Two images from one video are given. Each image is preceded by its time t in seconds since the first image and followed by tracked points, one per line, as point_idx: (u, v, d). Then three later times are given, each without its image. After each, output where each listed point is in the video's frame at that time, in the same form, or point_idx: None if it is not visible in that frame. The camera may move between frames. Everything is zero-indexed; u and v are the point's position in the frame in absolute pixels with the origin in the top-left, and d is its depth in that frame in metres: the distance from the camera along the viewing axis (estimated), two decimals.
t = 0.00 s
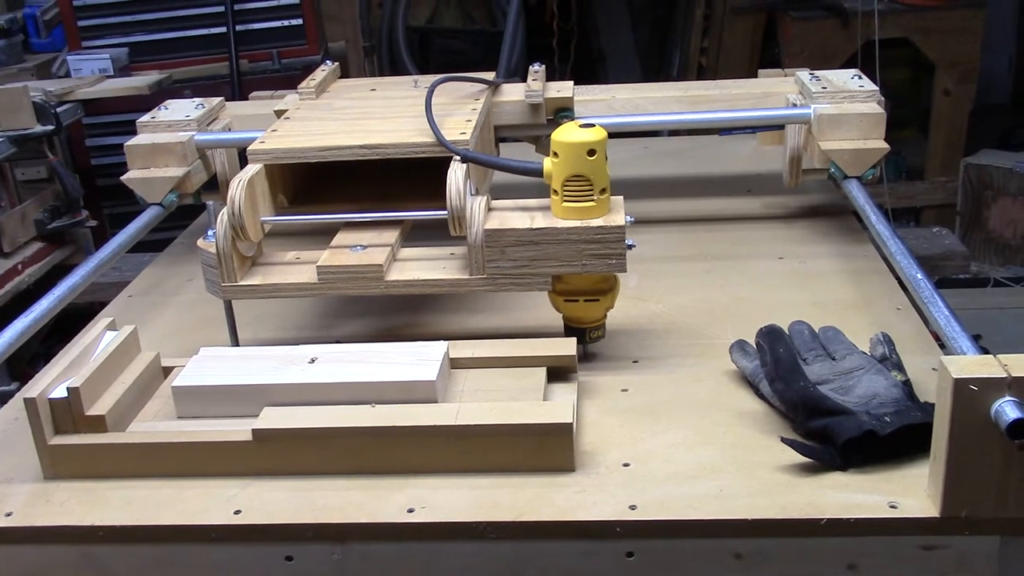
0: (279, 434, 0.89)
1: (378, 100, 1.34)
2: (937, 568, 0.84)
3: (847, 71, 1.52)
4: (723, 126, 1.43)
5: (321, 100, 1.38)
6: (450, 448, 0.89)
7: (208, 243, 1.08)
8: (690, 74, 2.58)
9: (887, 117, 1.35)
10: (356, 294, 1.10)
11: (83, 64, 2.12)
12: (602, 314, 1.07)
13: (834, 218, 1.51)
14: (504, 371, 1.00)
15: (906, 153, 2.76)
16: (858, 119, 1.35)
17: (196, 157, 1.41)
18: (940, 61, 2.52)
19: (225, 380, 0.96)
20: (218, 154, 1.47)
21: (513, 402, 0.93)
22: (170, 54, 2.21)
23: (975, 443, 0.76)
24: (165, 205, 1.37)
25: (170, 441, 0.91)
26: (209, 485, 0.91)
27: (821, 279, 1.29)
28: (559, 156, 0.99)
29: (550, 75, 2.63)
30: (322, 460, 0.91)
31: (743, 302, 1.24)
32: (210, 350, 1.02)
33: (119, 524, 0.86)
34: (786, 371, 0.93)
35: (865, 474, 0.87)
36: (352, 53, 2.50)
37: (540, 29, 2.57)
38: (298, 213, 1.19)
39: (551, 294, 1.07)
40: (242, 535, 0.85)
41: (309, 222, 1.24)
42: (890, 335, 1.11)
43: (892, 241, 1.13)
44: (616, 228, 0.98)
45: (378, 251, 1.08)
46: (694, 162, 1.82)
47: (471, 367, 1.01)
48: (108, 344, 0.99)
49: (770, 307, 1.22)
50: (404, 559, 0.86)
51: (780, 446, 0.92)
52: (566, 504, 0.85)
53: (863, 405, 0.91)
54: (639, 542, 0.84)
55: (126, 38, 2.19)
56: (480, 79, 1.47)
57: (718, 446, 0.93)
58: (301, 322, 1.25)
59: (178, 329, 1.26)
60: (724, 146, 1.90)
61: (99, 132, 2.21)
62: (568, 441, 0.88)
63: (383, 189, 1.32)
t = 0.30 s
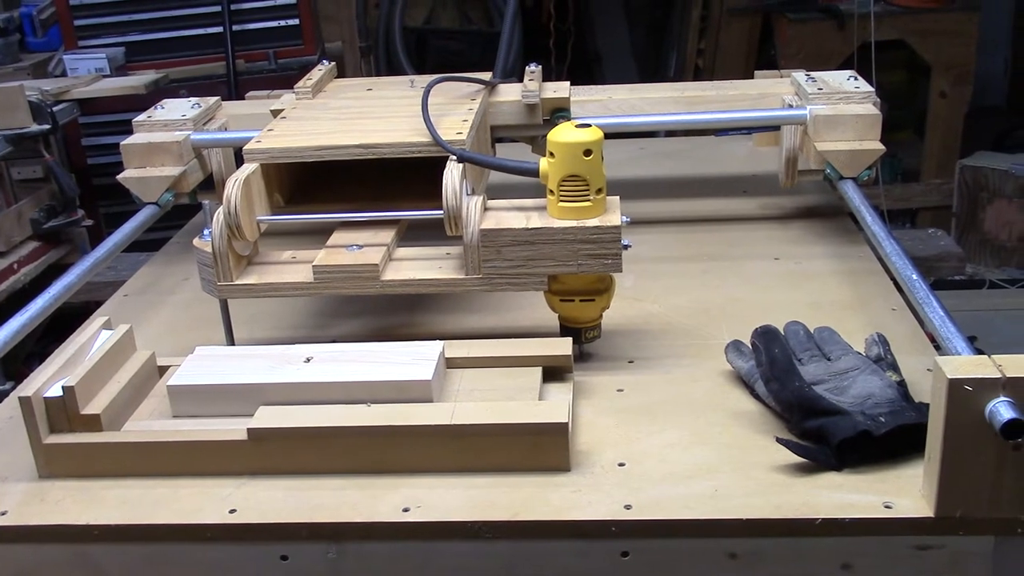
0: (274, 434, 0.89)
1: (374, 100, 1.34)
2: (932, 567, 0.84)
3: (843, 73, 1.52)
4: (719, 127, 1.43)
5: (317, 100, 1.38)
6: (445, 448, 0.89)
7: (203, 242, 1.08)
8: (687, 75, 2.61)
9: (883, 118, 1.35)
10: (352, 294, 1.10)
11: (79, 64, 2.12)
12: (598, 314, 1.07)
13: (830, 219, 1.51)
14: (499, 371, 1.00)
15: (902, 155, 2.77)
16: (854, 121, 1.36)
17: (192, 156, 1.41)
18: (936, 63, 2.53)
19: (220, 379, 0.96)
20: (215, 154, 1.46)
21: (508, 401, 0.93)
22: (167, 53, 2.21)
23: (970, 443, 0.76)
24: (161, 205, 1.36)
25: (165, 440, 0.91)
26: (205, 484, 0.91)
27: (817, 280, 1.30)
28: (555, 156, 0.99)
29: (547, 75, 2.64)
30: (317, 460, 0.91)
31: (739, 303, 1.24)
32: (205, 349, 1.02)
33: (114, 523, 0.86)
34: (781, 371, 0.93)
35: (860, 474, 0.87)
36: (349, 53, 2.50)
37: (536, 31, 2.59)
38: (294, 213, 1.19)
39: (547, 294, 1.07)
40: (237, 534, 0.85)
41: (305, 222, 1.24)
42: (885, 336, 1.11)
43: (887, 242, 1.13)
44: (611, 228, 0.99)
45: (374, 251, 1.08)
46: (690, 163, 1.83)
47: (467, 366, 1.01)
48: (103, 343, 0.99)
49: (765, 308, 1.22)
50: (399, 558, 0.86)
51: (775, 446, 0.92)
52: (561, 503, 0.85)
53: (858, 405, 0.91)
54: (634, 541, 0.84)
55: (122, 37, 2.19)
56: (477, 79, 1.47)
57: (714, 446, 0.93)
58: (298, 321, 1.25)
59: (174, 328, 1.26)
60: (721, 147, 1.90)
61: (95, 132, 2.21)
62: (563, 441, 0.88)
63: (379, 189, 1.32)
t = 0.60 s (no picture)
0: (272, 433, 0.89)
1: (372, 99, 1.34)
2: (929, 567, 0.85)
3: (840, 73, 1.52)
4: (717, 128, 1.44)
5: (315, 100, 1.38)
6: (443, 447, 0.89)
7: (202, 242, 1.08)
8: (685, 76, 2.63)
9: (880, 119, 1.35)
10: (350, 293, 1.10)
11: (77, 63, 2.11)
12: (596, 314, 1.07)
13: (827, 220, 1.51)
14: (497, 370, 1.00)
15: (899, 155, 2.78)
16: (851, 121, 1.36)
17: (190, 155, 1.41)
18: (934, 64, 2.53)
19: (218, 378, 0.96)
20: (212, 153, 1.46)
21: (506, 401, 0.93)
22: (165, 53, 2.21)
23: (966, 443, 0.77)
24: (158, 204, 1.37)
25: (163, 439, 0.91)
26: (203, 483, 0.91)
27: (814, 280, 1.30)
28: (552, 155, 0.99)
29: (545, 75, 2.64)
30: (314, 459, 0.91)
31: (736, 303, 1.25)
32: (203, 348, 1.02)
33: (112, 522, 0.86)
34: (778, 371, 0.93)
35: (857, 474, 0.87)
36: (347, 53, 2.50)
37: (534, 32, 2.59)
38: (292, 212, 1.19)
39: (544, 293, 1.07)
40: (235, 533, 0.85)
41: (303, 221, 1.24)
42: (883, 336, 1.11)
43: (885, 243, 1.13)
44: (610, 227, 0.99)
45: (372, 250, 1.08)
46: (688, 163, 1.83)
47: (465, 365, 1.01)
48: (101, 342, 0.99)
49: (763, 308, 1.23)
50: (397, 558, 0.86)
51: (772, 446, 0.93)
52: (559, 503, 0.85)
53: (855, 405, 0.91)
54: (631, 540, 0.84)
55: (120, 37, 2.19)
56: (475, 79, 1.47)
57: (711, 446, 0.93)
58: (296, 321, 1.25)
59: (172, 327, 1.26)
60: (719, 147, 1.91)
61: (93, 131, 2.21)
62: (561, 440, 0.89)
63: (377, 189, 1.32)
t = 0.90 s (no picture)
0: (272, 431, 0.89)
1: (372, 98, 1.34)
2: (928, 566, 0.85)
3: (840, 73, 1.52)
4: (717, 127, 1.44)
5: (315, 99, 1.38)
6: (443, 446, 0.89)
7: (201, 240, 1.08)
8: (684, 75, 2.62)
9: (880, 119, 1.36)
10: (350, 292, 1.10)
11: (76, 62, 2.11)
12: (595, 313, 1.07)
13: (827, 219, 1.51)
14: (497, 369, 1.00)
15: (899, 155, 2.78)
16: (851, 121, 1.36)
17: (190, 154, 1.41)
18: (934, 64, 2.53)
19: (218, 377, 0.96)
20: (212, 152, 1.46)
21: (505, 400, 0.93)
22: (165, 52, 2.21)
23: (966, 442, 0.77)
24: (158, 202, 1.37)
25: (163, 438, 0.91)
26: (202, 482, 0.91)
27: (814, 279, 1.30)
28: (552, 154, 0.99)
29: (544, 75, 2.64)
30: (314, 457, 0.91)
31: (736, 302, 1.25)
32: (203, 347, 1.02)
33: (111, 520, 0.86)
34: (777, 370, 0.93)
35: (856, 473, 0.87)
36: (347, 52, 2.50)
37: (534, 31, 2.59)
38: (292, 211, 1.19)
39: (544, 292, 1.07)
40: (235, 531, 0.85)
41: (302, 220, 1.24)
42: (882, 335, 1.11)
43: (884, 243, 1.13)
44: (609, 227, 0.99)
45: (372, 249, 1.08)
46: (687, 163, 1.83)
47: (464, 365, 1.01)
48: (101, 340, 0.99)
49: (762, 307, 1.23)
50: (396, 556, 0.86)
51: (771, 445, 0.93)
52: (558, 502, 0.85)
53: (855, 405, 0.92)
54: (631, 539, 0.84)
55: (120, 36, 2.19)
56: (475, 78, 1.47)
57: (711, 445, 0.93)
58: (295, 320, 1.25)
59: (171, 326, 1.26)
60: (718, 147, 1.91)
61: (93, 130, 2.21)
62: (561, 439, 0.89)
63: (377, 188, 1.32)
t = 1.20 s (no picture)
0: (275, 429, 0.89)
1: (375, 97, 1.34)
2: (931, 566, 0.85)
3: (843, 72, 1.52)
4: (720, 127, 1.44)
5: (318, 97, 1.38)
6: (445, 444, 0.89)
7: (204, 238, 1.08)
8: (686, 74, 2.62)
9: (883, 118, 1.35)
10: (353, 290, 1.10)
11: (79, 60, 2.12)
12: (598, 312, 1.07)
13: (829, 219, 1.51)
14: (500, 368, 1.00)
15: (901, 155, 2.79)
16: (854, 120, 1.36)
17: (193, 153, 1.41)
18: (936, 64, 2.53)
19: (221, 375, 0.96)
20: (215, 151, 1.47)
21: (508, 398, 0.93)
22: (168, 51, 2.22)
23: (969, 442, 0.77)
24: (161, 201, 1.37)
25: (166, 436, 0.91)
26: (205, 480, 0.91)
27: (816, 279, 1.30)
28: (556, 153, 0.99)
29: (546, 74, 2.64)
30: (317, 456, 0.91)
31: (738, 301, 1.25)
32: (206, 345, 1.02)
33: (115, 518, 0.86)
34: (780, 369, 0.93)
35: (858, 473, 0.87)
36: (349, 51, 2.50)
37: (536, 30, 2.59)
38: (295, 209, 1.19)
39: (547, 291, 1.07)
40: (238, 529, 0.85)
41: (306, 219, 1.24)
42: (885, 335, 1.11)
43: (887, 242, 1.13)
44: (612, 226, 0.99)
45: (375, 248, 1.08)
46: (690, 162, 1.83)
47: (467, 363, 1.01)
48: (104, 338, 0.99)
49: (765, 307, 1.23)
50: (398, 554, 0.86)
51: (773, 444, 0.93)
52: (561, 501, 0.85)
53: (857, 404, 0.91)
54: (633, 538, 0.84)
55: (123, 34, 2.19)
56: (478, 77, 1.47)
57: (713, 444, 0.93)
58: (298, 318, 1.25)
59: (174, 324, 1.26)
60: (721, 146, 1.91)
61: (95, 128, 2.21)
62: (564, 438, 0.89)
63: (380, 186, 1.32)
